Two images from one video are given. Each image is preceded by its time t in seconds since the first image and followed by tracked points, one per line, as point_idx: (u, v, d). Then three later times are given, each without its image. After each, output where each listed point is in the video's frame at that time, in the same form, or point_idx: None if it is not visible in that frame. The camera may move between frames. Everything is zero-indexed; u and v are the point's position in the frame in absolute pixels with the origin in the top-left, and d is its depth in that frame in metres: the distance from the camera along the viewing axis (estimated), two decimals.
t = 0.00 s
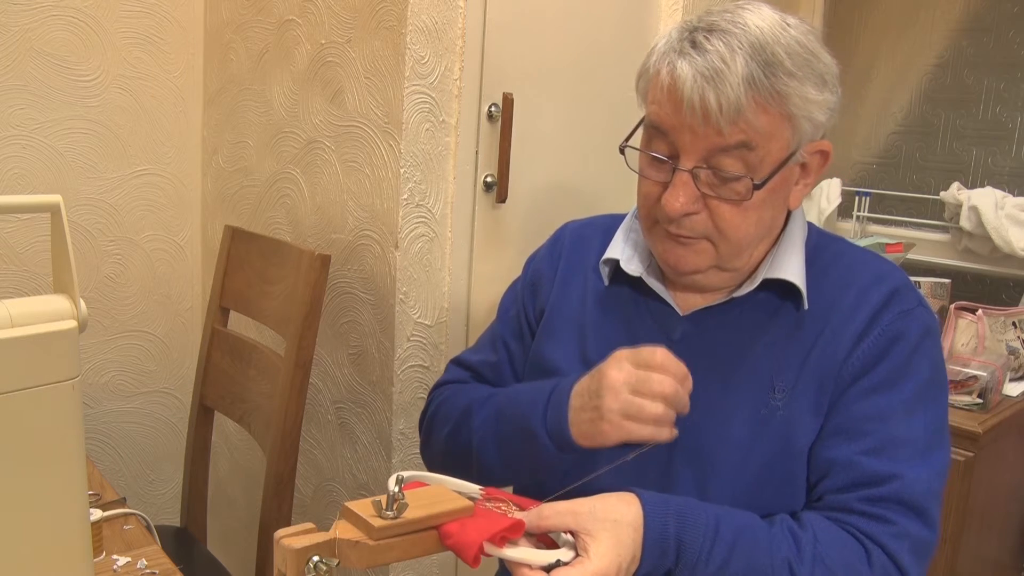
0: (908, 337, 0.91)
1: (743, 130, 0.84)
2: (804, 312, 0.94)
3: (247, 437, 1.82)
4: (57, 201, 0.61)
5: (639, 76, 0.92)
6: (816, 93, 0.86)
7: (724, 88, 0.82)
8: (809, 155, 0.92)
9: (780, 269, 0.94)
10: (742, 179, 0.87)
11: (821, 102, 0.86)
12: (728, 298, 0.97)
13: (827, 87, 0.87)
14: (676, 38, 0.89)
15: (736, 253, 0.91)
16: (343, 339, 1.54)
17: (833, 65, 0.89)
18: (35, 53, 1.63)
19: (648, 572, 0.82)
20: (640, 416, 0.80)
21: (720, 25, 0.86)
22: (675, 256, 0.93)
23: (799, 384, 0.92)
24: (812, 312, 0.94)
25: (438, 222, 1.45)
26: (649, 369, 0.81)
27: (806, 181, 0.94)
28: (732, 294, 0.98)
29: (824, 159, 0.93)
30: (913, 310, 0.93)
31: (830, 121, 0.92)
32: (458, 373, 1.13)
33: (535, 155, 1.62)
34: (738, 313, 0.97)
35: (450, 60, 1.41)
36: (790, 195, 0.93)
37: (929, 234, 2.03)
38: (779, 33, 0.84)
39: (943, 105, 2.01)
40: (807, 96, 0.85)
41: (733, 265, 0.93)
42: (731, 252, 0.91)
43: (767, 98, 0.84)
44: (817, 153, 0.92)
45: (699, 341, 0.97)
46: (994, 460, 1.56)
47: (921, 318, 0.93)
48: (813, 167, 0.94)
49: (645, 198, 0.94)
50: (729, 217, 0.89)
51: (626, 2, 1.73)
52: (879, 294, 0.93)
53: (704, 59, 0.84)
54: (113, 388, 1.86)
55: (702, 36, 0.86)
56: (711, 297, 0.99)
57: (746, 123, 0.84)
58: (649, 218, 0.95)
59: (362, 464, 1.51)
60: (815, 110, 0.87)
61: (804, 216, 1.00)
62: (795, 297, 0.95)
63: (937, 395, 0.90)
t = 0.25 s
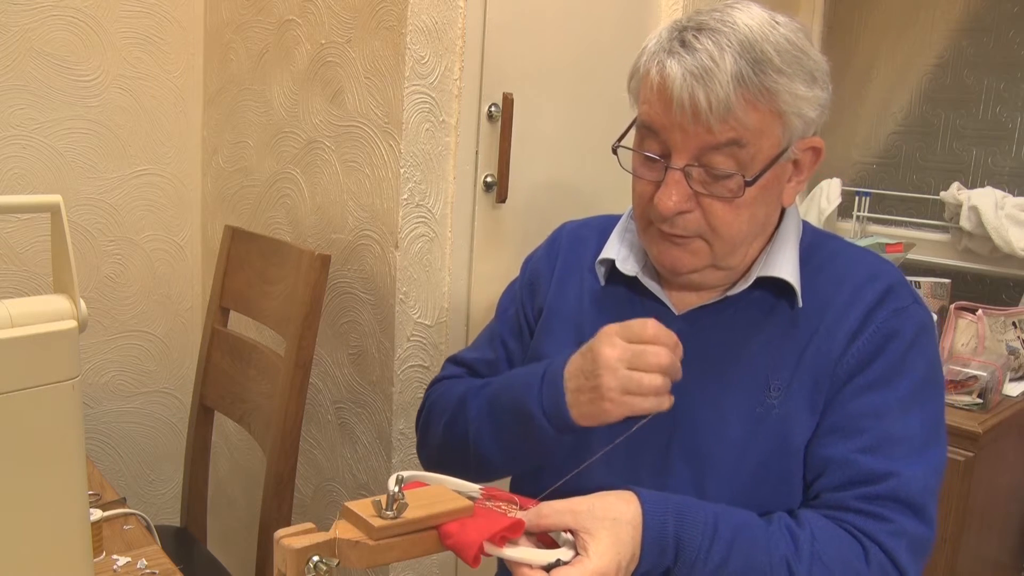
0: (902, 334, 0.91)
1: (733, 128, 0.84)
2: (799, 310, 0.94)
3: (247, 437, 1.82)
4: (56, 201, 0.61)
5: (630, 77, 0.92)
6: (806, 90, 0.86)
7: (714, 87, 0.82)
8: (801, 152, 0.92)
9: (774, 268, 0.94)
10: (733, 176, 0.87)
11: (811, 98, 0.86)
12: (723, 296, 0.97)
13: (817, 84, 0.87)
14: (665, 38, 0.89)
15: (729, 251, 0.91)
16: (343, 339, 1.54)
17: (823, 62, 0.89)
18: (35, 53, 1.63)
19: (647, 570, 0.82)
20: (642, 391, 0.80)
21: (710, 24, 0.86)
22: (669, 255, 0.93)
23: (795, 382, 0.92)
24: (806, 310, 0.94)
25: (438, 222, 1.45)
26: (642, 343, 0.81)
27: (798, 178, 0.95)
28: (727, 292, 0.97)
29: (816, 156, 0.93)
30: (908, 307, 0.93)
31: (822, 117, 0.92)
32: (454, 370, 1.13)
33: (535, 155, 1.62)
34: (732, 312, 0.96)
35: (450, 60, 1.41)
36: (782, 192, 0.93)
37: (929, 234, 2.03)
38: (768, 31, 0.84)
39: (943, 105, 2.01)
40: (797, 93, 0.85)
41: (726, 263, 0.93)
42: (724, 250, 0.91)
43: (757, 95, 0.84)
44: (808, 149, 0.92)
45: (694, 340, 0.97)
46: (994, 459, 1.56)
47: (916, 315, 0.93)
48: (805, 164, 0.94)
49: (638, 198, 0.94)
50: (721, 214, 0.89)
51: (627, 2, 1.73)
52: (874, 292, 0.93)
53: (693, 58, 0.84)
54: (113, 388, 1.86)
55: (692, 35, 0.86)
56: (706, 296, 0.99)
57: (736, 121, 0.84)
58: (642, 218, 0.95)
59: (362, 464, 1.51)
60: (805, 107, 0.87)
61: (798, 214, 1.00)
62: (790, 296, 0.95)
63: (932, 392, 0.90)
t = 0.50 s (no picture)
0: (902, 333, 0.91)
1: (735, 129, 0.84)
2: (798, 309, 0.94)
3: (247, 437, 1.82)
4: (56, 201, 0.61)
5: (629, 79, 0.92)
6: (807, 91, 0.86)
7: (715, 88, 0.82)
8: (801, 154, 0.92)
9: (773, 268, 0.94)
10: (735, 178, 0.87)
11: (811, 100, 0.87)
12: (722, 297, 0.97)
13: (817, 85, 0.88)
14: (665, 39, 0.89)
15: (730, 252, 0.91)
16: (343, 339, 1.54)
17: (823, 64, 0.89)
18: (35, 53, 1.63)
19: (647, 570, 0.82)
20: (596, 381, 0.78)
21: (710, 26, 0.86)
22: (669, 257, 0.93)
23: (795, 382, 0.92)
24: (806, 309, 0.94)
25: (438, 222, 1.45)
26: (592, 332, 0.78)
27: (797, 180, 0.95)
28: (726, 293, 0.97)
29: (816, 157, 0.94)
30: (907, 306, 0.93)
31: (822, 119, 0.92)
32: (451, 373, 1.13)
33: (535, 155, 1.62)
34: (733, 312, 0.96)
35: (450, 60, 1.41)
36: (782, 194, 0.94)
37: (929, 234, 2.03)
38: (770, 33, 0.84)
39: (944, 105, 2.01)
40: (798, 94, 0.85)
41: (727, 265, 0.93)
42: (725, 252, 0.91)
43: (758, 97, 0.84)
44: (808, 151, 0.92)
45: (694, 339, 0.97)
46: (994, 459, 1.56)
47: (915, 314, 0.93)
48: (804, 166, 0.94)
49: (638, 200, 0.94)
50: (722, 216, 0.89)
51: (627, 2, 1.73)
52: (873, 291, 0.94)
53: (694, 60, 0.84)
54: (113, 388, 1.86)
55: (692, 36, 0.86)
56: (705, 297, 0.99)
57: (738, 123, 0.84)
58: (642, 220, 0.94)
59: (362, 464, 1.51)
60: (806, 109, 0.87)
61: (796, 214, 1.00)
62: (790, 296, 0.95)
63: (931, 391, 0.91)
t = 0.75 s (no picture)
0: (905, 338, 0.90)
1: (739, 135, 0.84)
2: (801, 314, 0.94)
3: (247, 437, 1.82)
4: (56, 201, 0.61)
5: (633, 81, 0.92)
6: (813, 96, 0.86)
7: (720, 93, 0.82)
8: (806, 158, 0.92)
9: (774, 271, 0.94)
10: (738, 184, 0.87)
11: (817, 105, 0.86)
12: (724, 300, 0.97)
13: (823, 90, 0.87)
14: (670, 42, 0.88)
15: (732, 257, 0.91)
16: (343, 339, 1.54)
17: (830, 68, 0.89)
18: (35, 53, 1.63)
19: (647, 572, 0.82)
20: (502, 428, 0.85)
21: (715, 29, 0.86)
22: (671, 261, 0.93)
23: (796, 387, 0.92)
24: (808, 313, 0.94)
25: (438, 222, 1.45)
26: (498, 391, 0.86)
27: (802, 184, 0.95)
28: (728, 296, 0.97)
29: (821, 162, 0.93)
30: (911, 311, 0.92)
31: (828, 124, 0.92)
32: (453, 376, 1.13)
33: (535, 155, 1.62)
34: (734, 315, 0.96)
35: (450, 60, 1.41)
36: (786, 198, 0.93)
37: (928, 234, 2.03)
38: (775, 37, 0.84)
39: (943, 105, 2.01)
40: (804, 100, 0.85)
41: (729, 269, 0.93)
42: (727, 257, 0.91)
43: (763, 102, 0.83)
44: (813, 156, 0.92)
45: (695, 342, 0.97)
46: (994, 459, 1.56)
47: (919, 318, 0.92)
48: (809, 170, 0.94)
49: (641, 203, 0.94)
50: (725, 221, 0.89)
51: (626, 2, 1.73)
52: (876, 295, 0.93)
53: (699, 64, 0.84)
54: (113, 388, 1.86)
55: (697, 39, 0.86)
56: (707, 299, 0.99)
57: (742, 129, 0.84)
58: (645, 223, 0.94)
59: (362, 464, 1.51)
60: (811, 114, 0.87)
61: (799, 216, 1.00)
62: (792, 300, 0.95)
63: (934, 397, 0.90)
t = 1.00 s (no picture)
0: (911, 346, 0.90)
1: (743, 143, 0.84)
2: (806, 319, 0.94)
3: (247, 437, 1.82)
4: (56, 201, 0.61)
5: (635, 84, 0.92)
6: (818, 102, 0.85)
7: (723, 100, 0.82)
8: (811, 163, 0.91)
9: (779, 276, 0.94)
10: (742, 192, 0.87)
11: (822, 110, 0.86)
12: (729, 304, 0.97)
13: (828, 94, 0.87)
14: (673, 45, 0.88)
15: (736, 263, 0.91)
16: (343, 339, 1.54)
17: (836, 71, 0.88)
18: (36, 53, 1.63)
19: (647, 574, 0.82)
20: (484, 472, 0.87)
21: (719, 33, 0.86)
22: (675, 267, 0.93)
23: (800, 393, 0.91)
24: (813, 319, 0.93)
25: (438, 222, 1.45)
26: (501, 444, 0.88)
27: (807, 189, 0.94)
28: (732, 300, 0.97)
29: (827, 167, 0.93)
30: (917, 318, 0.92)
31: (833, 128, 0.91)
32: (455, 369, 1.14)
33: (535, 155, 1.62)
34: (738, 319, 0.96)
35: (450, 60, 1.41)
36: (791, 204, 0.93)
37: (929, 234, 2.03)
38: (781, 42, 0.84)
39: (943, 105, 2.01)
40: (809, 105, 0.84)
41: (733, 275, 0.93)
42: (731, 263, 0.91)
43: (767, 109, 0.83)
44: (819, 161, 0.92)
45: (699, 345, 0.97)
46: (994, 459, 1.56)
47: (925, 326, 0.92)
48: (815, 175, 0.93)
49: (644, 208, 0.94)
50: (728, 229, 0.89)
51: (627, 3, 1.73)
52: (882, 302, 0.93)
53: (702, 70, 0.84)
54: (113, 388, 1.86)
55: (700, 43, 0.86)
56: (711, 302, 0.99)
57: (745, 136, 0.84)
58: (648, 228, 0.95)
59: (362, 464, 1.51)
60: (816, 120, 0.86)
61: (807, 220, 0.99)
62: (797, 305, 0.95)
63: (939, 405, 0.90)
